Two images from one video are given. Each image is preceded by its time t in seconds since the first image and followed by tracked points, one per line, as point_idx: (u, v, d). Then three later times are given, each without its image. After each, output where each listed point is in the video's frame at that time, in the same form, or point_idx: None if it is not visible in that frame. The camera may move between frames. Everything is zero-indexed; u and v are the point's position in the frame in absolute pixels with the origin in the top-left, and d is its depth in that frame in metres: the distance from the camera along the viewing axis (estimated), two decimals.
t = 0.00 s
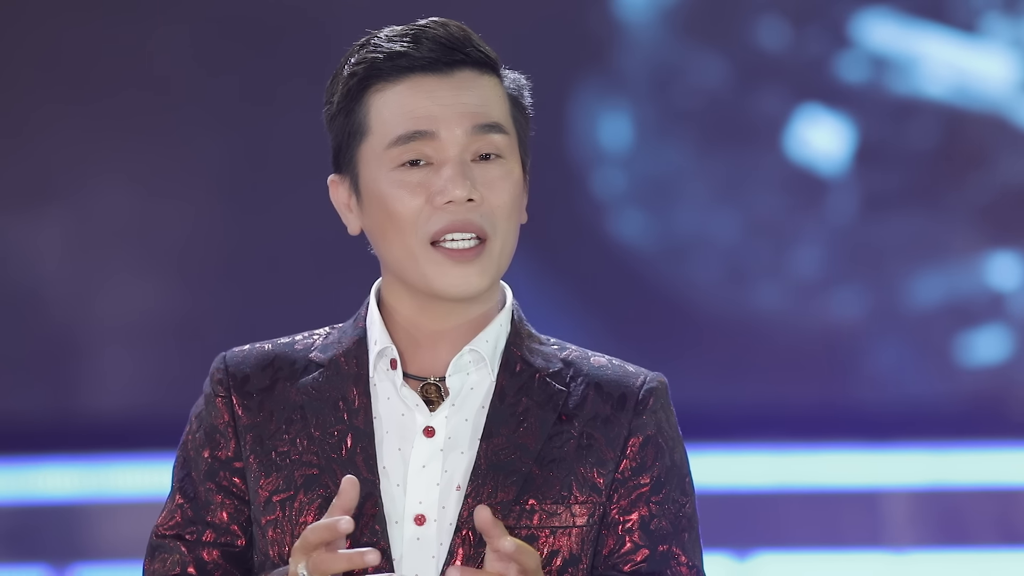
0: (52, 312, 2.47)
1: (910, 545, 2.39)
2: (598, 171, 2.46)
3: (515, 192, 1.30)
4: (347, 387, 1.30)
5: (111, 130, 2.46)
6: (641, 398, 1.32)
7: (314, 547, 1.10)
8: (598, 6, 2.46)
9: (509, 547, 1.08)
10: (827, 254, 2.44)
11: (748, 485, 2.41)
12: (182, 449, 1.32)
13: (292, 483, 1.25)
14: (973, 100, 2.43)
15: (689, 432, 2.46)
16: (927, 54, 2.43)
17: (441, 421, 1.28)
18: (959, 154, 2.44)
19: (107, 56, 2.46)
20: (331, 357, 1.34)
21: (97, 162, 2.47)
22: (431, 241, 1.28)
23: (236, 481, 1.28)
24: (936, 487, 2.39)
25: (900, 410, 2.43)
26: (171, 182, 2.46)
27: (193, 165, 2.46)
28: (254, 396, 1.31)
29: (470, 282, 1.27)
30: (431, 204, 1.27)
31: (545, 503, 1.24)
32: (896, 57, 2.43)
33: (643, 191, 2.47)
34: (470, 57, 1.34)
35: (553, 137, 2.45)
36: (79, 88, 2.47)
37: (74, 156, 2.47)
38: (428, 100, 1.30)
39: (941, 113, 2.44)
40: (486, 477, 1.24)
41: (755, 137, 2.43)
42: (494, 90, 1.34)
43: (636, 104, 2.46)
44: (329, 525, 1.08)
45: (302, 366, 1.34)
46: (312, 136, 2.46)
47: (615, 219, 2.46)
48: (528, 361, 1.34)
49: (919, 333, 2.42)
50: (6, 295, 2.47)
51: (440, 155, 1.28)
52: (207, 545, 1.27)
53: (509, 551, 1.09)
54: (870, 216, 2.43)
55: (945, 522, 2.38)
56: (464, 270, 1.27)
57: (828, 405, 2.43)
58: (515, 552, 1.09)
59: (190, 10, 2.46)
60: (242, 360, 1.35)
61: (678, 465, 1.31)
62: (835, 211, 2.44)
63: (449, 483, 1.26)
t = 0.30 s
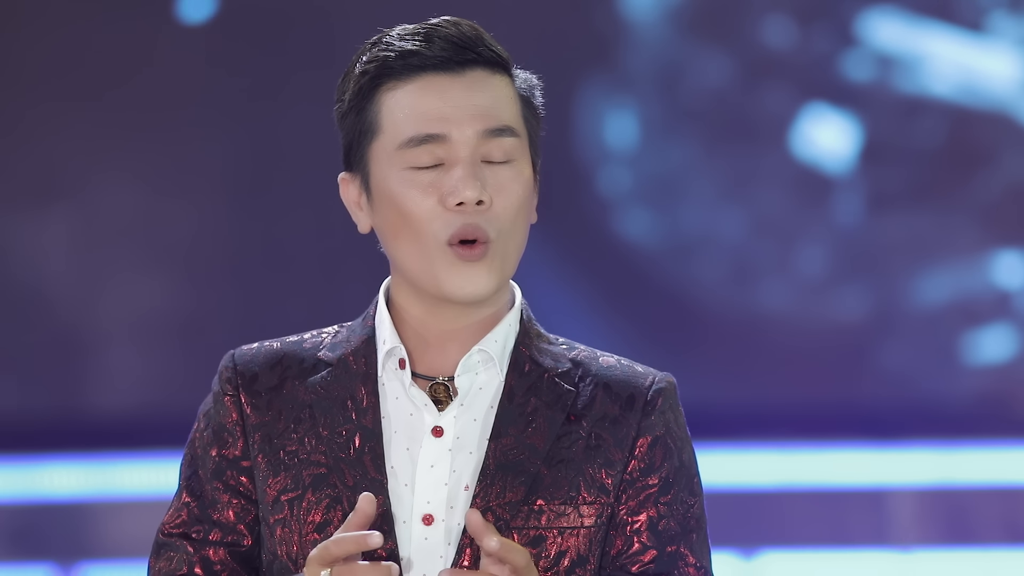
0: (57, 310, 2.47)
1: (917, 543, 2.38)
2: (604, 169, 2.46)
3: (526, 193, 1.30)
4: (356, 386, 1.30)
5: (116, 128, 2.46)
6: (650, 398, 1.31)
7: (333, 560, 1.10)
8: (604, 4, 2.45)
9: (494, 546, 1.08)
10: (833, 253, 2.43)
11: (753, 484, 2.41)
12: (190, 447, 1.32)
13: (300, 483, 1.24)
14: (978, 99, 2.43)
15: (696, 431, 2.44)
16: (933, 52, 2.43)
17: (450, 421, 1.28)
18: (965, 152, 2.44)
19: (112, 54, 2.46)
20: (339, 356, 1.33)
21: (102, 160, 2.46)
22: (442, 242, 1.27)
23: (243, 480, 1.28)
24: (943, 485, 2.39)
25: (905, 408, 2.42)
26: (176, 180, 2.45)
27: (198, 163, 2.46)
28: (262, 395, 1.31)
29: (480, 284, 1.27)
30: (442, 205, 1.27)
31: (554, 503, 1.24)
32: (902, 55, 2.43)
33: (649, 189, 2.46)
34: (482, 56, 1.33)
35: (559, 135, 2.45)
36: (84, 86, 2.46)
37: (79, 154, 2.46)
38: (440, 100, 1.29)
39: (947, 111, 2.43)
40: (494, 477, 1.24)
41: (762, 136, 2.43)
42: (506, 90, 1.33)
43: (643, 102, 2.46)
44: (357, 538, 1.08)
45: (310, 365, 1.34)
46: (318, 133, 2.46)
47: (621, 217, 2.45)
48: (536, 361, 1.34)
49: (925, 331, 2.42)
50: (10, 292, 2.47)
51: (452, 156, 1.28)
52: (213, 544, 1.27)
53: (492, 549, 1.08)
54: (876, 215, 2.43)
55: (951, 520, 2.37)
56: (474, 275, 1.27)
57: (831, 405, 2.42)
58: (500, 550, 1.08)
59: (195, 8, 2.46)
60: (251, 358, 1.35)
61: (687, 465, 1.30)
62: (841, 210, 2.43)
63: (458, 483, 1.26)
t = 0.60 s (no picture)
0: (64, 307, 2.47)
1: (924, 541, 2.38)
2: (610, 168, 2.45)
3: (530, 193, 1.30)
4: (362, 385, 1.30)
5: (123, 126, 2.46)
6: (657, 397, 1.31)
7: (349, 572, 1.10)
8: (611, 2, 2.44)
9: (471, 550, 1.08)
10: (840, 251, 2.42)
11: (760, 482, 2.41)
12: (196, 445, 1.32)
13: (306, 481, 1.24)
14: (986, 96, 2.42)
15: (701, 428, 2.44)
16: (941, 50, 2.42)
17: (456, 419, 1.28)
18: (973, 150, 2.43)
19: (120, 51, 2.46)
20: (346, 354, 1.33)
21: (109, 158, 2.46)
22: (443, 240, 1.27)
23: (249, 478, 1.27)
24: (950, 483, 2.39)
25: (911, 404, 2.41)
26: (182, 178, 2.46)
27: (205, 161, 2.46)
28: (269, 393, 1.30)
29: (480, 283, 1.27)
30: (444, 204, 1.27)
31: (560, 502, 1.23)
32: (909, 53, 2.42)
33: (655, 187, 2.46)
34: (489, 55, 1.33)
35: (566, 133, 2.44)
36: (91, 84, 2.47)
37: (87, 152, 2.47)
38: (445, 98, 1.29)
39: (955, 109, 2.42)
40: (501, 476, 1.24)
41: (768, 134, 2.42)
42: (513, 90, 1.33)
43: (649, 100, 2.45)
44: (381, 551, 1.09)
45: (317, 363, 1.33)
46: (324, 132, 2.46)
47: (628, 215, 2.45)
48: (543, 360, 1.33)
49: (931, 329, 2.42)
50: (18, 289, 2.48)
51: (455, 155, 1.28)
52: (219, 543, 1.27)
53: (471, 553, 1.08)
54: (883, 212, 2.42)
55: (958, 518, 2.37)
56: (474, 279, 1.27)
57: (835, 402, 2.41)
58: (480, 552, 1.08)
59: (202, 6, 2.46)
60: (257, 356, 1.35)
61: (694, 464, 1.30)
62: (848, 207, 2.42)
63: (464, 481, 1.25)
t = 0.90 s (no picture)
0: (73, 305, 2.48)
1: (932, 540, 2.38)
2: (618, 165, 2.45)
3: (534, 200, 1.29)
4: (368, 382, 1.30)
5: (132, 124, 2.46)
6: (664, 396, 1.30)
7: None
8: None
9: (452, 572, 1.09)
10: (848, 250, 2.42)
11: (769, 480, 2.41)
12: (201, 442, 1.32)
13: (312, 480, 1.24)
14: (996, 94, 2.40)
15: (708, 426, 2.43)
16: (950, 48, 2.41)
17: (462, 418, 1.28)
18: (982, 148, 2.42)
19: (128, 49, 2.46)
20: (352, 352, 1.33)
21: (118, 156, 2.47)
22: (441, 241, 1.27)
23: (253, 477, 1.27)
24: (958, 481, 2.39)
25: (920, 401, 2.40)
26: (190, 176, 2.46)
27: (213, 159, 2.46)
28: (274, 391, 1.30)
29: (475, 286, 1.27)
30: (444, 205, 1.26)
31: (566, 502, 1.23)
32: (918, 52, 2.41)
33: (663, 185, 2.45)
34: (506, 59, 1.32)
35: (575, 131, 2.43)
36: (99, 82, 2.47)
37: (96, 150, 2.47)
38: (456, 99, 1.29)
39: (964, 107, 2.41)
40: (507, 475, 1.23)
41: (776, 133, 2.41)
42: (527, 95, 1.32)
43: (658, 98, 2.44)
44: None
45: (323, 360, 1.33)
46: (332, 129, 2.45)
47: (636, 213, 2.44)
48: (549, 359, 1.33)
49: (939, 327, 2.41)
50: (27, 287, 2.48)
51: (460, 156, 1.27)
52: (221, 542, 1.26)
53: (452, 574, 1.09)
54: (891, 211, 2.41)
55: (967, 516, 2.37)
56: (471, 282, 1.27)
57: (841, 400, 2.40)
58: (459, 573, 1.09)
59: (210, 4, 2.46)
60: (263, 354, 1.34)
61: (700, 464, 1.29)
62: (857, 206, 2.41)
63: (470, 480, 1.25)
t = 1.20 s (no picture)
0: (82, 303, 2.48)
1: (940, 538, 2.37)
2: (627, 163, 2.44)
3: (543, 208, 1.28)
4: (376, 381, 1.30)
5: (141, 122, 2.47)
6: (672, 397, 1.30)
7: None
8: None
9: None
10: (856, 248, 2.41)
11: (777, 478, 2.40)
12: (208, 439, 1.31)
13: (319, 478, 1.24)
14: (1004, 92, 2.40)
15: (716, 424, 2.43)
16: (958, 46, 2.40)
17: (470, 418, 1.27)
18: (991, 147, 2.41)
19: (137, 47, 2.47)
20: (360, 350, 1.33)
21: (127, 154, 2.47)
22: (446, 245, 1.26)
23: (257, 475, 1.27)
24: (966, 480, 2.38)
25: (930, 399, 2.39)
26: (200, 174, 2.46)
27: (221, 157, 2.46)
28: (282, 388, 1.30)
29: (479, 291, 1.27)
30: (451, 209, 1.26)
31: (574, 503, 1.23)
32: (926, 50, 2.40)
33: (672, 184, 2.44)
34: (525, 67, 1.31)
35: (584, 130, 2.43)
36: (109, 80, 2.47)
37: (105, 148, 2.47)
38: (471, 103, 1.28)
39: (974, 106, 2.40)
40: (515, 475, 1.23)
41: (784, 132, 2.41)
42: (544, 102, 1.32)
43: (667, 97, 2.44)
44: None
45: (331, 358, 1.33)
46: (340, 127, 2.45)
47: (644, 212, 2.44)
48: (558, 359, 1.33)
49: (949, 327, 2.40)
50: (36, 285, 2.48)
51: (470, 160, 1.27)
52: (223, 542, 1.26)
53: None
54: (900, 210, 2.40)
55: (975, 514, 2.37)
56: (475, 286, 1.26)
57: (847, 398, 2.40)
58: None
59: (220, 3, 2.46)
60: (271, 351, 1.34)
61: (709, 466, 1.29)
62: (865, 204, 2.41)
63: (477, 480, 1.25)
